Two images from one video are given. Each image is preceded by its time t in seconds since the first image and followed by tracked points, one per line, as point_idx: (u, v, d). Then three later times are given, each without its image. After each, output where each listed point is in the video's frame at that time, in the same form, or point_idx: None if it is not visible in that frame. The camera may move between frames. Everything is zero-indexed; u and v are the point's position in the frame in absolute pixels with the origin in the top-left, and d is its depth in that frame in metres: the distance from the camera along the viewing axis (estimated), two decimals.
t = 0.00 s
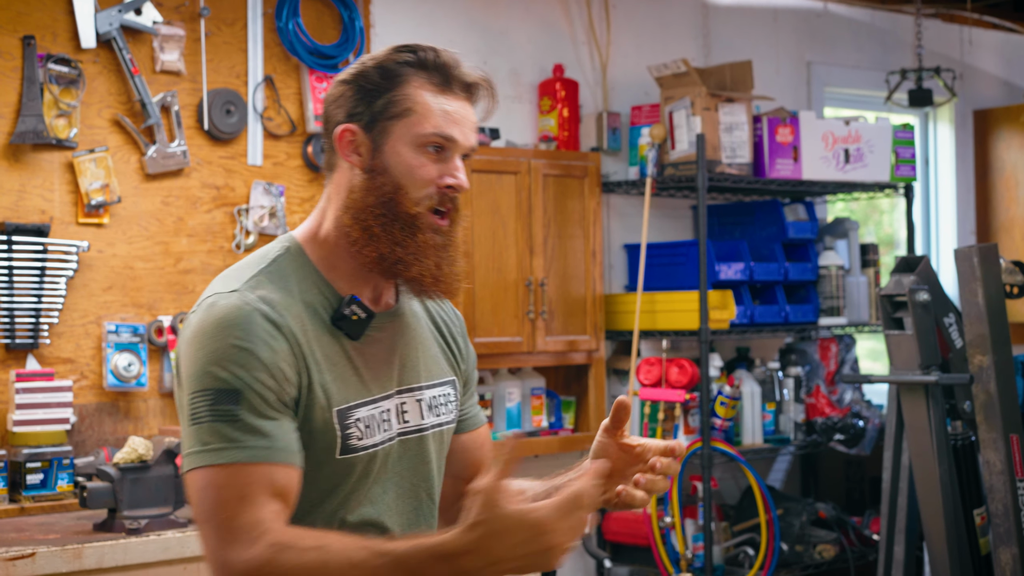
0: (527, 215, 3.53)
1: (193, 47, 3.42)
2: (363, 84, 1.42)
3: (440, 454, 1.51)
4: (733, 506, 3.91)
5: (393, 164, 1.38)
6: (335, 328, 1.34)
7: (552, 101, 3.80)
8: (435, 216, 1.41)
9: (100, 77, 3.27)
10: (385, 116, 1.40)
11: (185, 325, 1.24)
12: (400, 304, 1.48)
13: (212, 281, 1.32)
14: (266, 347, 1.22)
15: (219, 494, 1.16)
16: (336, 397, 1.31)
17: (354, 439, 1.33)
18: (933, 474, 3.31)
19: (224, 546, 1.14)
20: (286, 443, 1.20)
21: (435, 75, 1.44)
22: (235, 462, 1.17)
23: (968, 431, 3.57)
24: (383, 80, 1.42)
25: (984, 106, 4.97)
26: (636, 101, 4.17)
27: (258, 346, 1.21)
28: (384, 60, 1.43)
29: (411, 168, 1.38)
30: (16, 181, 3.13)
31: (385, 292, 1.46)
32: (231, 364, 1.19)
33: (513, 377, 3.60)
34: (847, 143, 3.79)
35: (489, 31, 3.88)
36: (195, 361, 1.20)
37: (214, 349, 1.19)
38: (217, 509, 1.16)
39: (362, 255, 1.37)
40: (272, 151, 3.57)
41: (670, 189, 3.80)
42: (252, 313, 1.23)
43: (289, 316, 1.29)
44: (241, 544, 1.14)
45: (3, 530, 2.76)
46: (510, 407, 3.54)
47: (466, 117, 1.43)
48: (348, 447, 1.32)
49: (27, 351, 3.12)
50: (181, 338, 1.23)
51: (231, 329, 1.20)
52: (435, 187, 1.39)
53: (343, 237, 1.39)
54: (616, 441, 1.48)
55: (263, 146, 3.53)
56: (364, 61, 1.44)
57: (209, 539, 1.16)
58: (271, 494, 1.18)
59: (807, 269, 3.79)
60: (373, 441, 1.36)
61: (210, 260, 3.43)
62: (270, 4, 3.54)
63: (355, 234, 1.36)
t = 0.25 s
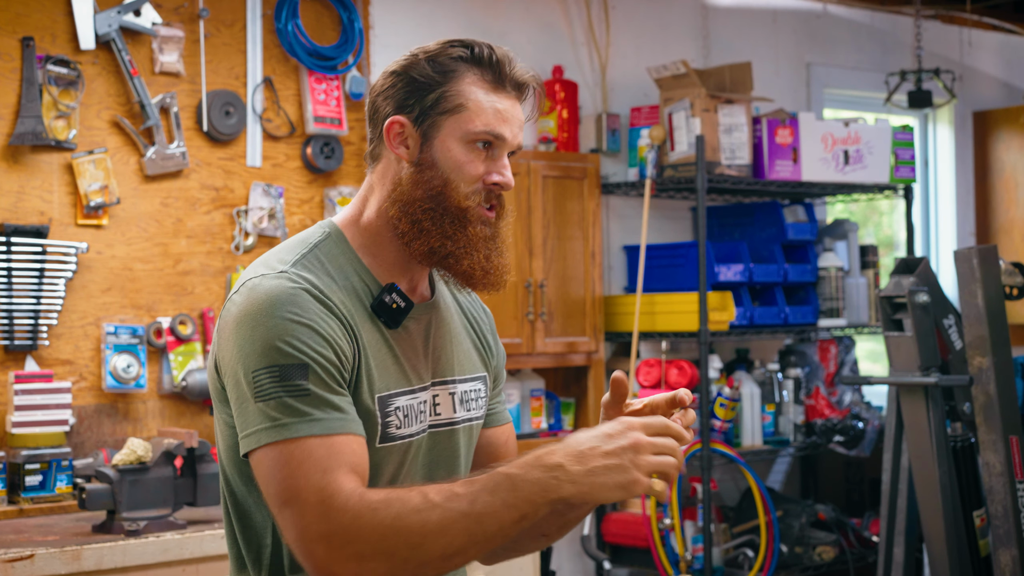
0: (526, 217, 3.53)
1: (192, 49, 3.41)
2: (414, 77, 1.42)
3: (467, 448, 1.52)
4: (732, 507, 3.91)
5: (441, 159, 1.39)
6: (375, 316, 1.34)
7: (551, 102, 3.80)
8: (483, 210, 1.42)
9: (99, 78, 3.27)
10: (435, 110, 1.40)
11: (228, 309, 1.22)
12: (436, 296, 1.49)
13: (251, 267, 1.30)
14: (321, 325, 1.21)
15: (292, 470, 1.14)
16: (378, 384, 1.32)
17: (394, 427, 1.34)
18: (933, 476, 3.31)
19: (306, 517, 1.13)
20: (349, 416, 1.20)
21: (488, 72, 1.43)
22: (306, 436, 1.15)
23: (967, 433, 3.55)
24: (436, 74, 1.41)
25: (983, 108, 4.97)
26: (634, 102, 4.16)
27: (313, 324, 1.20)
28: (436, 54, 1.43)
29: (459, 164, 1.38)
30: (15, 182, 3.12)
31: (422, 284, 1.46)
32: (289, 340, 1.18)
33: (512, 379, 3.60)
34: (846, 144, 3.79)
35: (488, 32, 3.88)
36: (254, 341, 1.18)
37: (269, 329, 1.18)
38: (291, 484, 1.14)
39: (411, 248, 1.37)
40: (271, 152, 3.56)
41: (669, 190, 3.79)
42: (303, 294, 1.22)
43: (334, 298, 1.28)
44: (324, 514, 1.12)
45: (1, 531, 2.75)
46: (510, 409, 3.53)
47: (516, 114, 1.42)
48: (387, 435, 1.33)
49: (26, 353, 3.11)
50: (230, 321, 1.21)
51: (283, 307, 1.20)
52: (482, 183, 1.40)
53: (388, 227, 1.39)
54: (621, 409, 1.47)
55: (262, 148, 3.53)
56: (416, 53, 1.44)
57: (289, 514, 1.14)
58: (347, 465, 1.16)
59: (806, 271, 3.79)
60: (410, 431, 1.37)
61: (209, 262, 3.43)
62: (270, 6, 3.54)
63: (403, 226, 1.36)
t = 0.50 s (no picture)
0: (526, 217, 3.53)
1: (192, 50, 3.42)
2: (390, 67, 1.42)
3: (467, 443, 1.47)
4: (731, 508, 3.91)
5: (427, 145, 1.38)
6: (362, 311, 1.32)
7: (551, 103, 3.80)
8: (472, 194, 1.41)
9: (99, 80, 3.27)
10: (415, 99, 1.39)
11: (211, 300, 1.24)
12: (429, 288, 1.46)
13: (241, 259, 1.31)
14: (278, 340, 1.19)
15: (203, 482, 1.16)
16: (359, 379, 1.27)
17: (378, 422, 1.28)
18: (932, 477, 3.31)
19: (197, 532, 1.15)
20: (277, 444, 1.19)
21: (463, 57, 1.44)
22: (221, 452, 1.16)
23: (966, 434, 3.56)
24: (411, 63, 1.41)
25: (982, 109, 4.97)
26: (634, 104, 4.17)
27: (270, 338, 1.19)
28: (409, 43, 1.42)
29: (446, 149, 1.38)
30: (15, 183, 3.13)
31: (414, 274, 1.44)
32: (240, 351, 1.17)
33: (511, 380, 3.60)
34: (845, 145, 3.79)
35: (487, 33, 3.88)
36: (209, 342, 1.19)
37: (228, 335, 1.18)
38: (198, 495, 1.16)
39: (403, 238, 1.36)
40: (271, 154, 3.57)
41: (669, 191, 3.80)
42: (269, 302, 1.20)
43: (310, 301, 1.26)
44: (211, 538, 1.14)
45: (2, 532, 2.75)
46: (509, 410, 3.53)
47: (495, 96, 1.43)
48: (370, 432, 1.27)
49: (26, 354, 3.11)
50: (206, 312, 1.23)
51: (250, 318, 1.18)
52: (468, 166, 1.39)
53: (376, 220, 1.38)
54: (628, 475, 1.45)
55: (262, 149, 3.53)
56: (389, 44, 1.44)
57: (186, 522, 1.17)
58: (248, 492, 1.18)
59: (805, 272, 3.79)
60: (396, 427, 1.31)
61: (210, 263, 3.43)
62: (269, 7, 3.54)
63: (393, 218, 1.35)
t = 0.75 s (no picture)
0: (527, 222, 3.53)
1: (194, 56, 3.42)
2: (358, 66, 1.41)
3: (454, 440, 1.47)
4: (732, 513, 3.91)
5: (396, 144, 1.38)
6: (331, 313, 1.33)
7: (551, 108, 3.81)
8: (442, 191, 1.41)
9: (100, 85, 3.28)
10: (383, 98, 1.39)
11: (181, 299, 1.28)
12: (410, 288, 1.47)
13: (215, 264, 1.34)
14: (230, 343, 1.21)
15: (138, 474, 1.20)
16: (330, 380, 1.28)
17: (350, 422, 1.28)
18: (933, 482, 3.31)
19: (124, 521, 1.20)
20: (214, 448, 1.21)
21: (433, 54, 1.42)
22: (160, 446, 1.19)
23: (967, 439, 3.57)
24: (380, 61, 1.40)
25: (982, 114, 4.97)
26: (634, 109, 4.17)
27: (221, 341, 1.21)
28: (379, 42, 1.41)
29: (414, 148, 1.38)
30: (16, 189, 3.13)
31: (394, 275, 1.45)
32: (192, 352, 1.20)
33: (512, 385, 3.60)
34: (846, 150, 3.80)
35: (488, 38, 3.87)
36: (166, 342, 1.23)
37: (185, 334, 1.21)
38: (132, 483, 1.21)
39: (372, 237, 1.36)
40: (272, 159, 3.56)
41: (669, 196, 3.80)
42: (225, 306, 1.23)
43: (273, 304, 1.28)
44: (134, 530, 1.18)
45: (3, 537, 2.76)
46: (510, 415, 3.54)
47: (466, 93, 1.42)
48: (344, 432, 1.28)
49: (27, 359, 3.12)
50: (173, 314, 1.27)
51: (208, 320, 1.22)
52: (439, 165, 1.39)
53: (347, 220, 1.38)
54: (605, 472, 1.39)
55: (263, 154, 3.53)
56: (357, 42, 1.42)
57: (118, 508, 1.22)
58: (180, 491, 1.21)
59: (806, 277, 3.79)
60: (372, 426, 1.31)
61: (211, 268, 3.44)
62: (270, 12, 3.54)
63: (362, 217, 1.36)
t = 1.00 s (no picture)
0: (528, 230, 3.53)
1: (194, 63, 3.42)
2: (330, 69, 1.41)
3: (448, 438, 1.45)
4: (733, 521, 3.91)
5: (367, 146, 1.39)
6: (309, 316, 1.33)
7: (552, 116, 3.81)
8: (412, 193, 1.42)
9: (101, 93, 3.28)
10: (353, 100, 1.40)
11: (160, 322, 1.28)
12: (389, 287, 1.46)
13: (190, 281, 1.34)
14: (213, 354, 1.22)
15: (157, 504, 1.21)
16: (312, 384, 1.28)
17: (340, 424, 1.28)
18: (935, 490, 3.30)
19: (154, 555, 1.20)
20: (226, 461, 1.22)
21: (404, 58, 1.43)
22: (171, 472, 1.20)
23: (968, 447, 3.57)
24: (351, 63, 1.41)
25: (983, 121, 4.98)
26: (635, 117, 4.17)
27: (204, 354, 1.22)
28: (350, 44, 1.41)
29: (384, 149, 1.38)
30: (17, 197, 3.13)
31: (373, 276, 1.44)
32: (181, 372, 1.21)
33: (513, 393, 3.60)
34: (847, 158, 3.80)
35: (489, 46, 3.87)
36: (152, 367, 1.24)
37: (170, 357, 1.22)
38: (152, 516, 1.21)
39: (345, 238, 1.37)
40: (273, 166, 3.58)
41: (670, 204, 3.80)
42: (203, 318, 1.23)
43: (249, 311, 1.28)
44: (167, 563, 1.19)
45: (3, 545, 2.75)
46: (510, 422, 3.54)
47: (436, 95, 1.43)
48: (334, 433, 1.28)
49: (28, 367, 3.11)
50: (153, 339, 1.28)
51: (187, 338, 1.22)
52: (409, 165, 1.39)
53: (320, 223, 1.39)
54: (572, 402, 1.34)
55: (263, 162, 3.54)
56: (329, 45, 1.43)
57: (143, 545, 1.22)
58: (202, 511, 1.22)
59: (807, 284, 3.79)
60: (362, 425, 1.31)
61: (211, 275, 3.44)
62: (271, 20, 3.54)
63: (334, 218, 1.36)
